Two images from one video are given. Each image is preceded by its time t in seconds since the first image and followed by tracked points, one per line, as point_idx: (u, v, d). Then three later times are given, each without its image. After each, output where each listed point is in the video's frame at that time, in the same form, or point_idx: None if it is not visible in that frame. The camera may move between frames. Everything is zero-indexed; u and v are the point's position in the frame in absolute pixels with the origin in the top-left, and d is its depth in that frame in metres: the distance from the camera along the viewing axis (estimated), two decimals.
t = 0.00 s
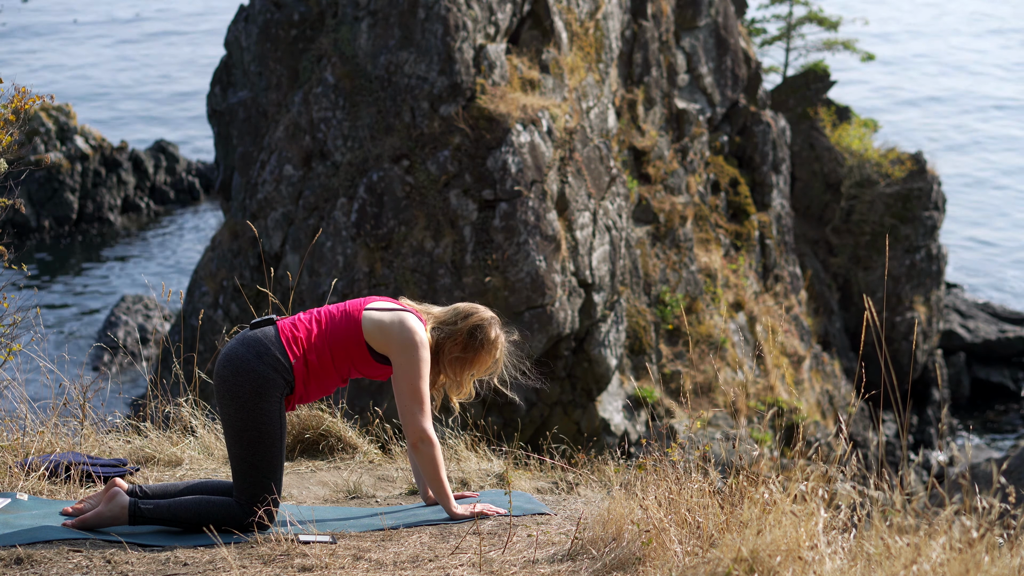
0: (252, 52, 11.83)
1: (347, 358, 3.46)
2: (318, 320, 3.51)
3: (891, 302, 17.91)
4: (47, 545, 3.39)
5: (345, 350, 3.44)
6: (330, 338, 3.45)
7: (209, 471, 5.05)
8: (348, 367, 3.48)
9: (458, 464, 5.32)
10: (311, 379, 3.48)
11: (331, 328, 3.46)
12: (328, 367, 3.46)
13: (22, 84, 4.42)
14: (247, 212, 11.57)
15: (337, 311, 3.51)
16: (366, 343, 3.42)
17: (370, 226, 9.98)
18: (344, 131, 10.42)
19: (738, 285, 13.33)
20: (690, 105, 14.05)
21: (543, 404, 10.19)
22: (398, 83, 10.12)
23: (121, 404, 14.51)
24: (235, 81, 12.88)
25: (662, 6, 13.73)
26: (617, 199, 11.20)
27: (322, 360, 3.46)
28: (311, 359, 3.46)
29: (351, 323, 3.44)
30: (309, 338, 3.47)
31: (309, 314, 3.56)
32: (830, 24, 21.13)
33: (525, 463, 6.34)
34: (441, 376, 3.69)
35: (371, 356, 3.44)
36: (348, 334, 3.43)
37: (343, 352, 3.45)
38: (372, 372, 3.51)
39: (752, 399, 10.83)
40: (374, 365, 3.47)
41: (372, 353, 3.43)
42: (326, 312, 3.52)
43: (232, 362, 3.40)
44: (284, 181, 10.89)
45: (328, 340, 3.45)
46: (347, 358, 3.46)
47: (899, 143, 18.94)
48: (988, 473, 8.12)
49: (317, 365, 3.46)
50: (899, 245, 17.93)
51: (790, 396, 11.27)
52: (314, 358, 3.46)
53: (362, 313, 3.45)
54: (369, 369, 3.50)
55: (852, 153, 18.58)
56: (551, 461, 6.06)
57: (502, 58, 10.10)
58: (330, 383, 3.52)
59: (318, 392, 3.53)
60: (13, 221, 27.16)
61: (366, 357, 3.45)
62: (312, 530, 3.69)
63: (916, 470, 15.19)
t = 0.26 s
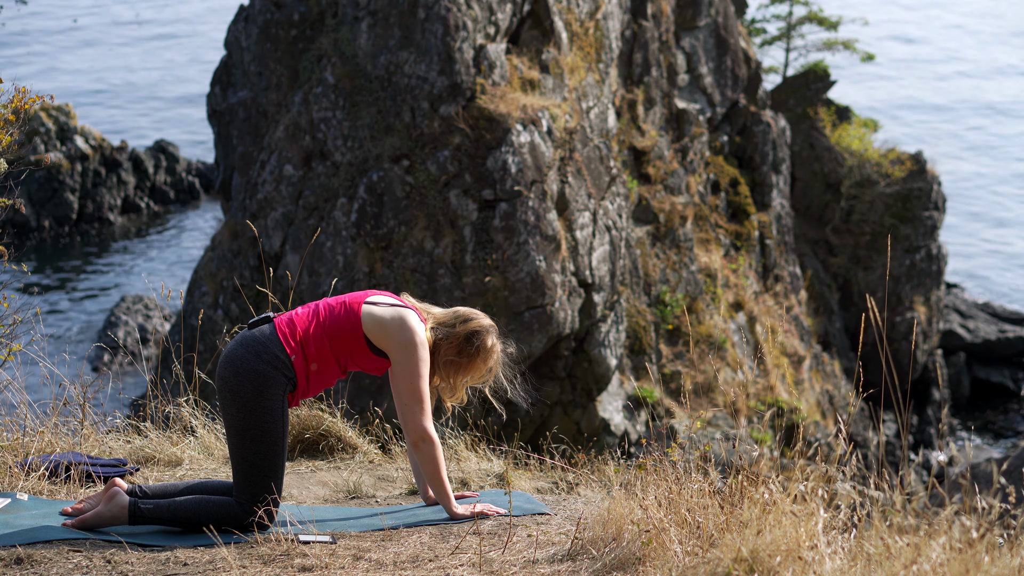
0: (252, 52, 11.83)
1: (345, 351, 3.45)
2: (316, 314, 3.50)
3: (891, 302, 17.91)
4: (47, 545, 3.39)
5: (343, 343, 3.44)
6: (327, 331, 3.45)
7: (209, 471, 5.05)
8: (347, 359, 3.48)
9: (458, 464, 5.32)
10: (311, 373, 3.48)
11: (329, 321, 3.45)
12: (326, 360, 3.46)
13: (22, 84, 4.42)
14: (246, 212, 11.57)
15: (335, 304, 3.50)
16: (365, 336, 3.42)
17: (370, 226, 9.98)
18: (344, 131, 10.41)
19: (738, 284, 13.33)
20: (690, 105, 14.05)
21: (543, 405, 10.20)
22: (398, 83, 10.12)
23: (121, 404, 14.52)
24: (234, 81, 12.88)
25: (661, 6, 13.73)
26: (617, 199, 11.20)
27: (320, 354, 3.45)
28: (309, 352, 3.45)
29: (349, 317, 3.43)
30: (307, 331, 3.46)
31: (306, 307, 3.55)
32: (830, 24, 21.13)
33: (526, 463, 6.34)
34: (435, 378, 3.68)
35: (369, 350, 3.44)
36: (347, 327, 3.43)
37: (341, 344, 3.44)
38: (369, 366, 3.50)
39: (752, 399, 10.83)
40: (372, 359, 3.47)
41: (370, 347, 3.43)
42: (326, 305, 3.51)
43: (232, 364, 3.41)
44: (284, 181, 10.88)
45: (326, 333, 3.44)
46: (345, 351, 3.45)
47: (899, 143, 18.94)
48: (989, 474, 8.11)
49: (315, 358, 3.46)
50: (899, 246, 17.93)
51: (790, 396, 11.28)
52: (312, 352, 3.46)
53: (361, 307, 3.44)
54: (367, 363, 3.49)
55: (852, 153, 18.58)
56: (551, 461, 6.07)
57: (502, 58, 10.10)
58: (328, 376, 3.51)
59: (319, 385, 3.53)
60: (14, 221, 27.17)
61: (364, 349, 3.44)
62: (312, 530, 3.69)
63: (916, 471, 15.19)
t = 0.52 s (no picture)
0: (252, 52, 11.83)
1: (344, 346, 3.44)
2: (314, 310, 3.48)
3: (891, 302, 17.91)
4: (47, 545, 3.39)
5: (341, 339, 3.42)
6: (325, 327, 3.43)
7: (209, 471, 5.05)
8: (345, 355, 3.46)
9: (458, 464, 5.32)
10: (310, 369, 3.47)
11: (327, 317, 3.44)
12: (324, 355, 3.45)
13: (22, 84, 4.42)
14: (246, 212, 11.57)
15: (334, 300, 3.48)
16: (363, 332, 3.40)
17: (370, 226, 9.98)
18: (344, 131, 10.41)
19: (738, 284, 13.33)
20: (690, 105, 14.05)
21: (543, 405, 10.20)
22: (398, 83, 10.12)
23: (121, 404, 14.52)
24: (234, 81, 12.88)
25: (662, 6, 13.73)
26: (617, 199, 11.20)
27: (319, 349, 3.44)
28: (308, 348, 3.45)
29: (348, 313, 3.41)
30: (305, 328, 3.44)
31: (304, 304, 3.53)
32: (830, 24, 21.13)
33: (526, 463, 6.34)
34: (430, 380, 3.68)
35: (367, 346, 3.42)
36: (345, 324, 3.41)
37: (339, 340, 3.42)
38: (368, 363, 3.50)
39: (752, 399, 10.84)
40: (370, 355, 3.46)
41: (368, 343, 3.42)
42: (325, 300, 3.49)
43: (232, 364, 3.42)
44: (284, 181, 10.88)
45: (324, 328, 3.43)
46: (344, 346, 3.43)
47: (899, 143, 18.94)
48: (989, 474, 8.10)
49: (314, 355, 3.45)
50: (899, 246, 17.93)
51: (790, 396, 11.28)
52: (311, 348, 3.45)
53: (360, 303, 3.43)
54: (365, 359, 3.48)
55: (852, 153, 18.58)
56: (551, 461, 6.07)
57: (502, 58, 10.10)
58: (327, 372, 3.51)
59: (319, 380, 3.53)
60: (14, 221, 27.17)
61: (362, 345, 3.42)
62: (312, 530, 3.69)
63: (916, 471, 15.19)
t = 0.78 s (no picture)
0: (252, 52, 11.83)
1: (343, 344, 3.43)
2: (313, 308, 3.47)
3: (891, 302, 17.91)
4: (47, 545, 3.39)
5: (340, 337, 3.42)
6: (324, 325, 3.42)
7: (210, 471, 5.05)
8: (345, 353, 3.46)
9: (458, 464, 5.32)
10: (310, 368, 3.48)
11: (327, 315, 3.43)
12: (324, 353, 3.45)
13: (22, 84, 4.42)
14: (247, 212, 11.57)
15: (333, 298, 3.48)
16: (363, 330, 3.40)
17: (370, 226, 9.98)
18: (344, 131, 10.41)
19: (738, 285, 13.33)
20: (690, 105, 14.05)
21: (543, 405, 10.21)
22: (398, 83, 10.12)
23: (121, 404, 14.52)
24: (234, 81, 12.88)
25: (662, 6, 13.73)
26: (617, 199, 11.20)
27: (318, 347, 3.44)
28: (307, 346, 3.44)
29: (348, 311, 3.41)
30: (305, 326, 3.44)
31: (303, 302, 3.53)
32: (830, 24, 21.12)
33: (526, 463, 6.35)
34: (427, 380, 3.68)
35: (368, 345, 3.42)
36: (345, 322, 3.41)
37: (338, 338, 3.42)
38: (367, 361, 3.49)
39: (752, 399, 10.83)
40: (370, 353, 3.46)
41: (368, 341, 3.41)
42: (325, 298, 3.48)
43: (232, 364, 3.42)
44: (284, 181, 10.88)
45: (324, 326, 3.42)
46: (344, 344, 3.43)
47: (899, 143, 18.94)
48: (989, 474, 8.10)
49: (313, 352, 3.45)
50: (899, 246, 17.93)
51: (790, 397, 11.28)
52: (310, 346, 3.45)
53: (360, 302, 3.42)
54: (364, 357, 3.48)
55: (852, 153, 18.58)
56: (551, 462, 6.07)
57: (502, 58, 10.10)
58: (327, 369, 3.51)
59: (319, 378, 3.53)
60: (14, 221, 27.17)
61: (362, 343, 3.42)
62: (312, 530, 3.69)
63: (915, 471, 15.20)
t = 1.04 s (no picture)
0: (252, 52, 11.83)
1: (343, 344, 3.43)
2: (312, 309, 3.47)
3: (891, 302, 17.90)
4: (47, 545, 3.39)
5: (340, 337, 3.42)
6: (324, 325, 3.42)
7: (209, 471, 5.05)
8: (345, 354, 3.46)
9: (458, 464, 5.32)
10: (310, 368, 3.48)
11: (326, 315, 3.43)
12: (323, 353, 3.44)
13: (22, 84, 4.42)
14: (247, 212, 11.57)
15: (334, 298, 3.47)
16: (363, 330, 3.40)
17: (370, 226, 9.98)
18: (344, 131, 10.41)
19: (738, 285, 13.33)
20: (690, 105, 14.05)
21: (543, 404, 10.21)
22: (398, 83, 10.12)
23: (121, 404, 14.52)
24: (234, 81, 12.88)
25: (662, 6, 13.73)
26: (617, 199, 11.20)
27: (318, 347, 3.44)
28: (307, 347, 3.44)
29: (348, 311, 3.41)
30: (305, 326, 3.44)
31: (303, 302, 3.52)
32: (830, 24, 21.12)
33: (525, 464, 6.35)
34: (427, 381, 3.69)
35: (368, 345, 3.42)
36: (345, 322, 3.41)
37: (338, 338, 3.42)
38: (367, 361, 3.49)
39: (752, 399, 10.84)
40: (370, 354, 3.46)
41: (368, 341, 3.41)
42: (325, 299, 3.48)
43: (232, 364, 3.42)
44: (284, 181, 10.88)
45: (324, 326, 3.42)
46: (343, 344, 3.43)
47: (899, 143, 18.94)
48: (989, 474, 8.10)
49: (313, 352, 3.45)
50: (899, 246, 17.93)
51: (790, 397, 11.29)
52: (310, 346, 3.44)
53: (360, 302, 3.42)
54: (363, 357, 3.48)
55: (852, 153, 18.59)
56: (551, 462, 6.07)
57: (502, 58, 10.10)
58: (327, 369, 3.50)
59: (318, 378, 3.52)
60: (14, 221, 27.17)
61: (362, 343, 3.42)
62: (312, 530, 3.69)
63: (915, 470, 15.20)
